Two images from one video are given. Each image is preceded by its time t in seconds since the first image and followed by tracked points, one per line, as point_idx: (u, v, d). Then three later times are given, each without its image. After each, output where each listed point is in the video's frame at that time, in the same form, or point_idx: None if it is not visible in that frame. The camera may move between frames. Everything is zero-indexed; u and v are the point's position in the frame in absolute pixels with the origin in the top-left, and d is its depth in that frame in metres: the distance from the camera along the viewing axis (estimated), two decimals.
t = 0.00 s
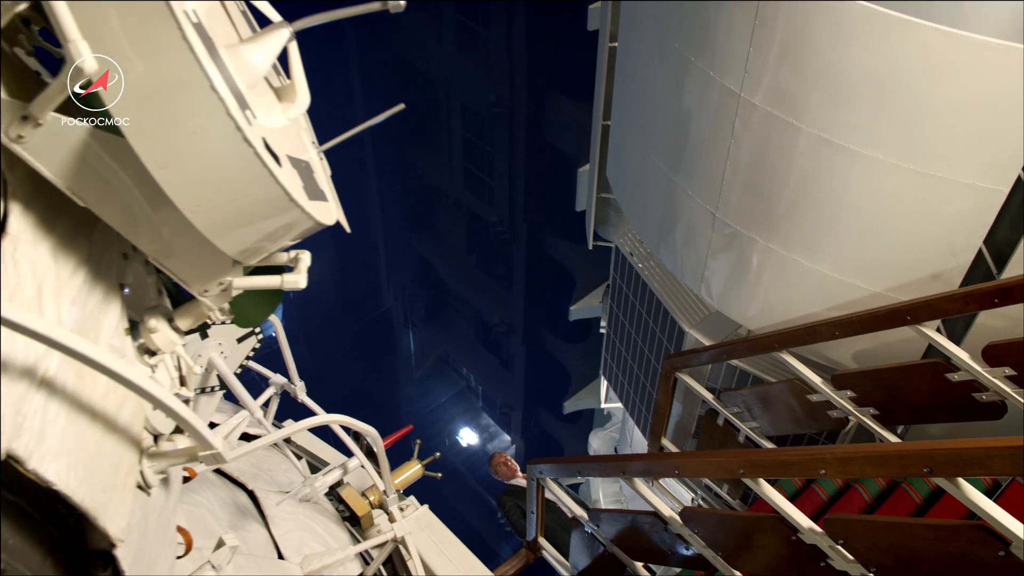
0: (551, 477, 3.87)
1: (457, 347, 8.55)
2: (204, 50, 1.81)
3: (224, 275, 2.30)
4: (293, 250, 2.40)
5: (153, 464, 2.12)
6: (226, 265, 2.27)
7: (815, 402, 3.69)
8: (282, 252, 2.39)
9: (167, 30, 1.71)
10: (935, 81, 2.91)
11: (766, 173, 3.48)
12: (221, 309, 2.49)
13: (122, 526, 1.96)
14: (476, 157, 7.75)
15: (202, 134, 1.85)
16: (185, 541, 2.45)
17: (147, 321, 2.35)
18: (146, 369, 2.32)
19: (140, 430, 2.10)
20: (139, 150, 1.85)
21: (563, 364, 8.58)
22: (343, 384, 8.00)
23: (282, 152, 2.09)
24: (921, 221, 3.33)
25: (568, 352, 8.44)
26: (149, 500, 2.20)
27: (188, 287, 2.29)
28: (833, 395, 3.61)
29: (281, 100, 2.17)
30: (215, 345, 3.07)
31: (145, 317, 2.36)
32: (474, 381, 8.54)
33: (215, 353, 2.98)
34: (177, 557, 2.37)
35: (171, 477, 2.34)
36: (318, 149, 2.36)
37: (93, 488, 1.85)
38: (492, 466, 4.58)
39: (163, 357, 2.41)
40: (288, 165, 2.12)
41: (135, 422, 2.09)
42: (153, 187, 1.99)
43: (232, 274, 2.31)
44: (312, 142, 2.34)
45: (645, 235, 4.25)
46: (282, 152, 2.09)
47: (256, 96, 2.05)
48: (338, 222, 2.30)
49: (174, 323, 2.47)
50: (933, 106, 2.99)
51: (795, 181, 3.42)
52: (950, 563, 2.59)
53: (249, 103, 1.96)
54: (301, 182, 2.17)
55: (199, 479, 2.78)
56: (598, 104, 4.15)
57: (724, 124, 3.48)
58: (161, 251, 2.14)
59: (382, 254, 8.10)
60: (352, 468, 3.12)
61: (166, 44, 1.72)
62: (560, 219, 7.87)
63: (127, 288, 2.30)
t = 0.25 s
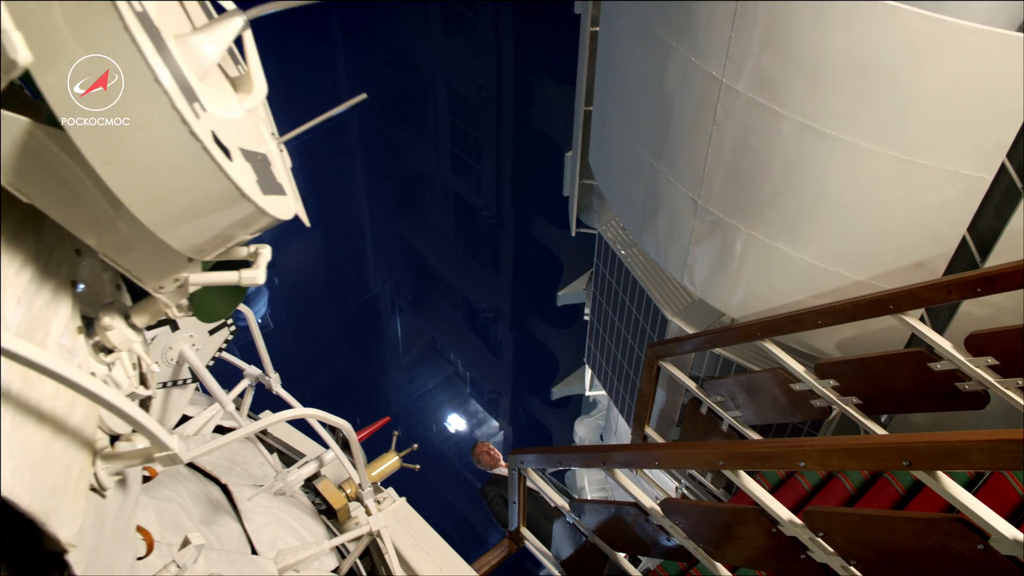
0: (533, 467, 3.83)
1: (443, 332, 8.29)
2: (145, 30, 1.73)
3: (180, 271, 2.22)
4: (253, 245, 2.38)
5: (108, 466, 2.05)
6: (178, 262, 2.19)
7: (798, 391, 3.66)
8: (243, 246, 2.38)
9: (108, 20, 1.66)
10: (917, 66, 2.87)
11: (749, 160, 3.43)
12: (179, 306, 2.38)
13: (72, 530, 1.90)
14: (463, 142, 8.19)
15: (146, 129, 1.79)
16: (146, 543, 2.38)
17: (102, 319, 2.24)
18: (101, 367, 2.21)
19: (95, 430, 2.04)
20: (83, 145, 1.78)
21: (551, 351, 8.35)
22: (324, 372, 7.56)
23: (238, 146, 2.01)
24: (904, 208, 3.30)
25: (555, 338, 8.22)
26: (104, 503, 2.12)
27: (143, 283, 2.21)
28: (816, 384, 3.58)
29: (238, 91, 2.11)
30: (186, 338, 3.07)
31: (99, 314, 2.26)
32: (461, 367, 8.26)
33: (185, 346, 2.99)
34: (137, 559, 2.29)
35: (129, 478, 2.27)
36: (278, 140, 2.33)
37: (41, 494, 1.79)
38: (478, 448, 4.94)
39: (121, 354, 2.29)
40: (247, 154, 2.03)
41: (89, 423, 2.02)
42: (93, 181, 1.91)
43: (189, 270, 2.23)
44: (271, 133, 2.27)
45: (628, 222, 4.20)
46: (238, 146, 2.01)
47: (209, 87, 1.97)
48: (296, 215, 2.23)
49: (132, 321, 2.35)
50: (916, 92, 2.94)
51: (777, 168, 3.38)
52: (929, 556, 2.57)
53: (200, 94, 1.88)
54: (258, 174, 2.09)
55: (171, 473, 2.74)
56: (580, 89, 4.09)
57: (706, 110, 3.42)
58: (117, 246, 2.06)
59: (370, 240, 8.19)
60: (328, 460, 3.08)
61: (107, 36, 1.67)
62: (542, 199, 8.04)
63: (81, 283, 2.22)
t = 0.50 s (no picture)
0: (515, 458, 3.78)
1: (431, 317, 8.17)
2: (86, 19, 1.74)
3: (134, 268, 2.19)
4: (211, 240, 2.37)
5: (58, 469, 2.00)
6: (132, 256, 2.15)
7: (780, 380, 3.63)
8: (200, 242, 2.37)
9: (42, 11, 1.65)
10: (902, 53, 2.82)
11: (731, 147, 3.37)
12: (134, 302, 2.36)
13: (22, 536, 1.81)
14: (449, 125, 7.93)
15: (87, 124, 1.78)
16: (106, 547, 2.28)
17: (55, 317, 2.18)
18: (54, 367, 2.14)
19: (44, 433, 1.97)
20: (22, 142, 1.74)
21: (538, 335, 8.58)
22: (311, 360, 7.55)
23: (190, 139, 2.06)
24: (888, 196, 3.26)
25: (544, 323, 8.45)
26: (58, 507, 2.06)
27: (95, 282, 2.16)
28: (800, 373, 3.55)
29: (191, 81, 2.18)
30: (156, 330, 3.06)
31: (53, 312, 2.19)
32: (448, 351, 8.20)
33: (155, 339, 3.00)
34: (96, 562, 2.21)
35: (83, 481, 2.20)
36: (238, 132, 2.36)
37: None
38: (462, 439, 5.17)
39: (75, 354, 2.22)
40: (198, 149, 2.08)
41: (39, 427, 1.96)
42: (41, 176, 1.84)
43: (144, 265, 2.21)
44: (230, 124, 2.34)
45: (610, 209, 4.15)
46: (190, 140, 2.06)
47: (155, 76, 2.02)
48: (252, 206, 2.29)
49: (85, 318, 2.31)
50: (900, 79, 2.89)
51: (760, 155, 3.33)
52: (909, 549, 2.55)
53: (145, 84, 1.93)
54: (213, 166, 2.12)
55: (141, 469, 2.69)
56: (561, 74, 4.02)
57: (688, 97, 3.36)
58: (71, 242, 2.00)
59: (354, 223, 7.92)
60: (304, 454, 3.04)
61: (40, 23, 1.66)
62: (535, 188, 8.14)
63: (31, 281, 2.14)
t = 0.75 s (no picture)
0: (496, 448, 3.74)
1: (417, 301, 7.99)
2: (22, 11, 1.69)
3: (84, 266, 2.12)
4: (168, 237, 2.32)
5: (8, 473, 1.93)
6: (83, 255, 2.07)
7: (764, 369, 3.60)
8: (157, 238, 2.31)
9: None
10: (886, 37, 2.77)
11: (715, 133, 3.32)
12: (86, 301, 2.28)
13: None
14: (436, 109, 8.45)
15: (22, 116, 1.73)
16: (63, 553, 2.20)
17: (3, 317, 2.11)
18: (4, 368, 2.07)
19: None
20: None
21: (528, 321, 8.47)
22: (297, 349, 7.29)
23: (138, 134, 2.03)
24: (872, 182, 3.22)
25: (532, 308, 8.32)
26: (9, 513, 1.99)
27: (46, 280, 2.09)
28: (784, 362, 3.52)
29: (143, 71, 2.20)
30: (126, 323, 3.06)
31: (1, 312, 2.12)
32: (436, 337, 7.96)
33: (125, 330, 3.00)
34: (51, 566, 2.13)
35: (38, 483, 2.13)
36: (193, 124, 2.32)
37: None
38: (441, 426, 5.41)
39: (27, 353, 2.18)
40: (146, 143, 2.04)
41: None
42: None
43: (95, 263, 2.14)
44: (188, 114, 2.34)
45: (593, 196, 4.10)
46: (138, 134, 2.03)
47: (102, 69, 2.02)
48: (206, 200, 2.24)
49: (37, 317, 2.22)
50: (884, 64, 2.84)
51: (743, 142, 3.27)
52: (891, 544, 2.51)
53: (91, 75, 1.90)
54: (164, 160, 2.09)
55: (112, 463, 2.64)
56: (543, 59, 3.96)
57: (671, 82, 3.30)
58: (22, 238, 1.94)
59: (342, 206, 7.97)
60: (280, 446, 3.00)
61: None
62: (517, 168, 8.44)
63: None
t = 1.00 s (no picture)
0: (478, 438, 3.70)
1: (406, 285, 8.06)
2: None
3: (33, 263, 2.02)
4: (123, 232, 2.24)
5: None
6: (30, 254, 1.98)
7: (749, 357, 3.56)
8: (111, 233, 2.24)
9: None
10: (872, 21, 2.70)
11: (699, 118, 3.26)
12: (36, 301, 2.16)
13: None
14: (424, 92, 8.30)
15: None
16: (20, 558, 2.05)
17: None
18: None
19: None
20: None
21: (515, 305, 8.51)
22: (286, 331, 7.33)
23: (83, 127, 1.97)
24: (858, 167, 3.16)
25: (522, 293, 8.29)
26: None
27: None
28: (769, 350, 3.48)
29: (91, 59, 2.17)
30: (94, 316, 3.02)
31: None
32: (424, 320, 7.99)
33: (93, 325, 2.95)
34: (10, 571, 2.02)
35: None
36: (148, 114, 2.32)
37: None
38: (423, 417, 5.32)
39: None
40: (91, 137, 1.99)
41: None
42: None
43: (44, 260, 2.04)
44: (141, 104, 2.32)
45: (576, 181, 4.04)
46: (82, 127, 1.97)
47: (44, 58, 2.01)
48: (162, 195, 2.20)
49: None
50: (869, 48, 2.78)
51: (727, 128, 3.22)
52: (873, 536, 2.47)
53: (32, 65, 1.92)
54: (111, 154, 2.03)
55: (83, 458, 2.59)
56: (526, 42, 3.89)
57: (654, 65, 3.24)
58: None
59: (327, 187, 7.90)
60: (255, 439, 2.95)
61: None
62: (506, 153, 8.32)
63: None
